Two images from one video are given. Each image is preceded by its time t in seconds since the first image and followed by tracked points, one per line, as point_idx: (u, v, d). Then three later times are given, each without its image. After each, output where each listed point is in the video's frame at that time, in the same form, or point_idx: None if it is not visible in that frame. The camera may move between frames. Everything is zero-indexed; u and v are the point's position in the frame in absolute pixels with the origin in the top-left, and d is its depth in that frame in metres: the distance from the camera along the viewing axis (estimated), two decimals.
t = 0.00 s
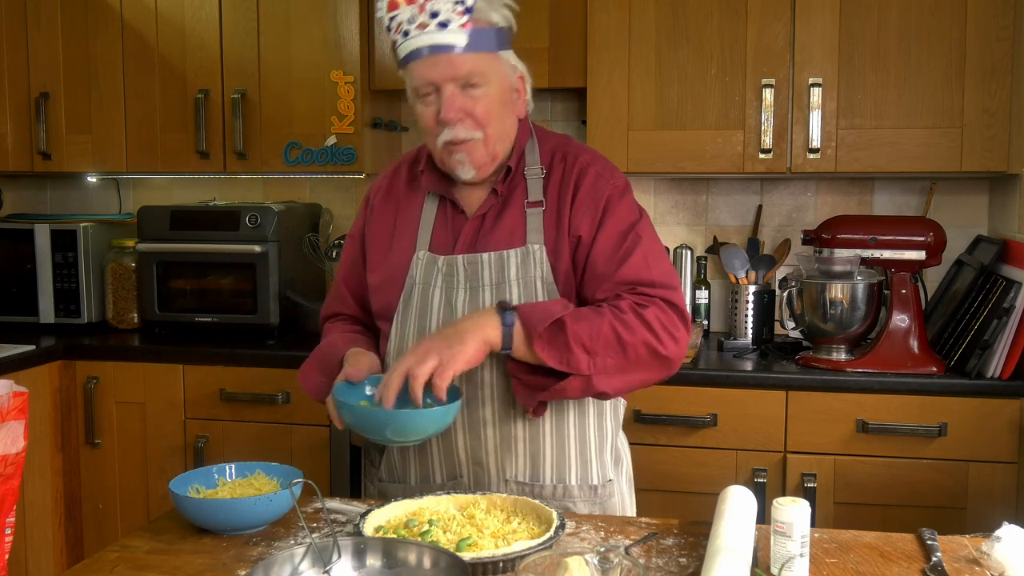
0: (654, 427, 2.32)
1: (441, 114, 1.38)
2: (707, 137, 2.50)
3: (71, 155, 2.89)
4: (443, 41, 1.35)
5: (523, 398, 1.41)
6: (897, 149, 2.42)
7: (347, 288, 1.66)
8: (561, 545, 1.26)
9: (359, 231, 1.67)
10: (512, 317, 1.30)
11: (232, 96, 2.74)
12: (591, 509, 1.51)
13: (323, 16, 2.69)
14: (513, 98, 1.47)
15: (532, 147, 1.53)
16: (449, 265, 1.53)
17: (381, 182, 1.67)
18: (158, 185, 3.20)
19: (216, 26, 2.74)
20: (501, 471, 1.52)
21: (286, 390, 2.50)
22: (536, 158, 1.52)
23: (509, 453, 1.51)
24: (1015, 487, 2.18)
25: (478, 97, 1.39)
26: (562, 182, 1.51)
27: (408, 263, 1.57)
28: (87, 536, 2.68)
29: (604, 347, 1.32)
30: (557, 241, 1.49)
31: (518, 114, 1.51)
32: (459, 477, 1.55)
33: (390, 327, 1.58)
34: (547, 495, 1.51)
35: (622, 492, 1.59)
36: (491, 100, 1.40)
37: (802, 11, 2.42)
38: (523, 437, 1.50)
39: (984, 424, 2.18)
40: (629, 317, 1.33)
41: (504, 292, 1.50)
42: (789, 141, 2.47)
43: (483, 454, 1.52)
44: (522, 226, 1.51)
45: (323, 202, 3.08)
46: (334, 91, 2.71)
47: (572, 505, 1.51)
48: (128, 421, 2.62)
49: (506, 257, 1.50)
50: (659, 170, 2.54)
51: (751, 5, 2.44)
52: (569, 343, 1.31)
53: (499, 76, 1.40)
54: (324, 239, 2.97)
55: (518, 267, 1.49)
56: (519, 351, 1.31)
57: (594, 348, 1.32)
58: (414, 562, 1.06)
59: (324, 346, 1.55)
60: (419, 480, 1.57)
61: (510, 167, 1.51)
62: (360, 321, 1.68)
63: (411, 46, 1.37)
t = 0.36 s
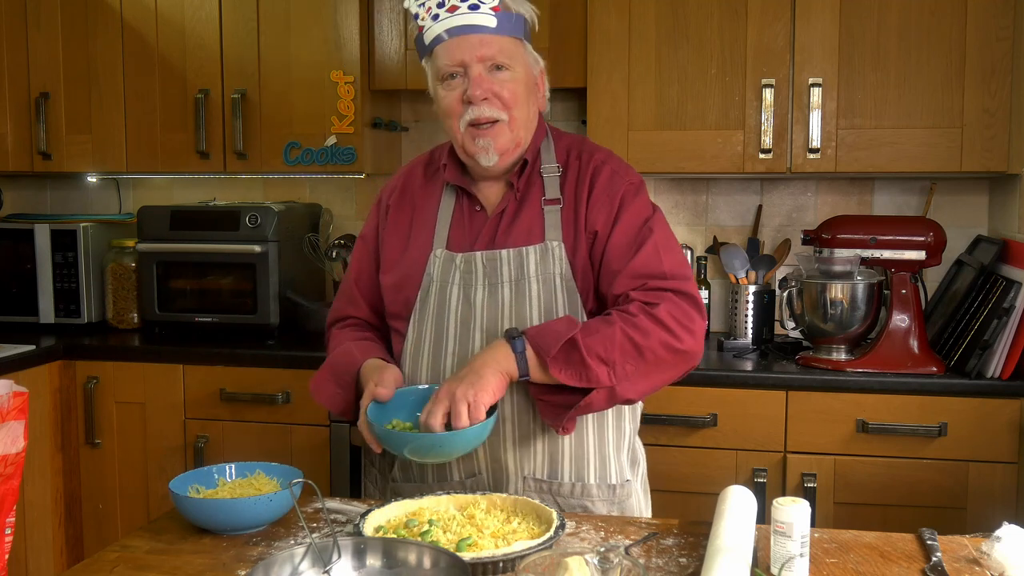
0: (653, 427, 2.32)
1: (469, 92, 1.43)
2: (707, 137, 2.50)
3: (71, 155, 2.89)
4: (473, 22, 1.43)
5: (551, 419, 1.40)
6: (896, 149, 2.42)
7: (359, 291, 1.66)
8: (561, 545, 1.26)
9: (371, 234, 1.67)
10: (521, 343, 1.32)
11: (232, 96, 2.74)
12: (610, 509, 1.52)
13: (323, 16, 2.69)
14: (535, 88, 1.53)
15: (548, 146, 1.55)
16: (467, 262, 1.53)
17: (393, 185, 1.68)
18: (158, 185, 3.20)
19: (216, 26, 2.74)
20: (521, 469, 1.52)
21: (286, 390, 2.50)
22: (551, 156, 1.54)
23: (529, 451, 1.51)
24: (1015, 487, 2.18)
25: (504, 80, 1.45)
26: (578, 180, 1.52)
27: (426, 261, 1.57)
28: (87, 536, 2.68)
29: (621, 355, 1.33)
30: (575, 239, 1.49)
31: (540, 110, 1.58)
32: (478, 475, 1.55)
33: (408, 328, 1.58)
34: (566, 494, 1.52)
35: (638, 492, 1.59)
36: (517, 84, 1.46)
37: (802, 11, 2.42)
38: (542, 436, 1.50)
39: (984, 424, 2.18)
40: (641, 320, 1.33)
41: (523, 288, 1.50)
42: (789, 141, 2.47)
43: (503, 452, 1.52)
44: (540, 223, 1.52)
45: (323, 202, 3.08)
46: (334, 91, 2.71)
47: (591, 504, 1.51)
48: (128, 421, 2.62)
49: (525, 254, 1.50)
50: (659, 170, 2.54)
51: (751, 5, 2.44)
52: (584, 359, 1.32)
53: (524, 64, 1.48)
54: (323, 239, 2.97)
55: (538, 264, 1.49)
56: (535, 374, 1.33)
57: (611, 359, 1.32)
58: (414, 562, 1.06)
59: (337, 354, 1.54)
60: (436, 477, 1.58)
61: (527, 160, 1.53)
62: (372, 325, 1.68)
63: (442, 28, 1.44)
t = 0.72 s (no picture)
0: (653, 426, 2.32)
1: (486, 96, 1.43)
2: (706, 137, 2.50)
3: (71, 155, 2.89)
4: (488, 26, 1.43)
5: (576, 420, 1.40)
6: (896, 149, 2.42)
7: (380, 292, 1.67)
8: (561, 545, 1.26)
9: (392, 235, 1.69)
10: (542, 346, 1.33)
11: (232, 96, 2.74)
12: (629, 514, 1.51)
13: (323, 16, 2.69)
14: (552, 89, 1.53)
15: (569, 148, 1.55)
16: (486, 264, 1.53)
17: (413, 186, 1.68)
18: (158, 185, 3.20)
19: (216, 26, 2.74)
20: (537, 471, 1.52)
21: (286, 390, 2.50)
22: (572, 157, 1.54)
23: (546, 453, 1.51)
24: (1015, 487, 2.18)
25: (520, 82, 1.45)
26: (599, 180, 1.51)
27: (445, 263, 1.57)
28: (87, 536, 2.68)
29: (646, 352, 1.33)
30: (595, 240, 1.49)
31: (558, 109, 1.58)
32: (495, 477, 1.55)
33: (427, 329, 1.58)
34: (584, 498, 1.51)
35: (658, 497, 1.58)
36: (534, 87, 1.46)
37: (802, 11, 2.42)
38: (559, 439, 1.51)
39: (984, 424, 2.18)
40: (665, 315, 1.33)
41: (543, 291, 1.50)
42: (789, 141, 2.47)
43: (519, 454, 1.52)
44: (560, 225, 1.51)
45: (323, 202, 3.08)
46: (334, 91, 2.71)
47: (608, 509, 1.51)
48: (128, 421, 2.62)
49: (544, 257, 1.50)
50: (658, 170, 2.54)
51: (751, 5, 2.44)
52: (607, 358, 1.32)
53: (541, 66, 1.48)
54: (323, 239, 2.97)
55: (557, 266, 1.49)
56: (556, 375, 1.35)
57: (635, 356, 1.32)
58: (414, 562, 1.06)
59: (354, 357, 1.55)
60: (453, 480, 1.58)
61: (546, 163, 1.52)
62: (393, 326, 1.68)
63: (457, 32, 1.46)
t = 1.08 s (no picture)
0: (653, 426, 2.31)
1: (507, 96, 1.43)
2: (706, 137, 2.50)
3: (71, 155, 2.89)
4: (512, 25, 1.42)
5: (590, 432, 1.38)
6: (896, 149, 2.42)
7: (398, 283, 1.68)
8: (561, 545, 1.26)
9: (413, 227, 1.69)
10: (549, 356, 1.32)
11: (232, 96, 2.74)
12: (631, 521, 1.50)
13: (323, 16, 2.69)
14: (575, 90, 1.52)
15: (590, 150, 1.55)
16: (499, 264, 1.54)
17: (437, 180, 1.69)
18: (158, 185, 3.20)
19: (216, 26, 2.74)
20: (539, 474, 1.52)
21: (286, 390, 2.50)
22: (593, 159, 1.54)
23: (549, 457, 1.51)
24: (1015, 487, 2.18)
25: (542, 82, 1.45)
26: (618, 184, 1.51)
27: (460, 261, 1.58)
28: (87, 536, 2.68)
29: (657, 360, 1.31)
30: (610, 242, 1.49)
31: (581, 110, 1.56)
32: (497, 478, 1.55)
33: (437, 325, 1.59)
34: (586, 504, 1.50)
35: (662, 505, 1.57)
36: (557, 87, 1.46)
37: (802, 11, 2.42)
38: (562, 443, 1.51)
39: (984, 424, 2.18)
40: (677, 321, 1.31)
41: (553, 294, 1.50)
42: (789, 141, 2.48)
43: (521, 457, 1.52)
44: (575, 228, 1.52)
45: (323, 202, 3.08)
46: (334, 91, 2.70)
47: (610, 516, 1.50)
48: (128, 422, 2.62)
49: (557, 259, 1.50)
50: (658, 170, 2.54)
51: (751, 5, 2.44)
52: (619, 367, 1.30)
53: (565, 66, 1.48)
54: (324, 239, 2.97)
55: (569, 269, 1.49)
56: (566, 387, 1.33)
57: (647, 365, 1.31)
58: (414, 562, 1.06)
59: (365, 348, 1.55)
60: (455, 479, 1.58)
61: (566, 165, 1.53)
62: (408, 320, 1.69)
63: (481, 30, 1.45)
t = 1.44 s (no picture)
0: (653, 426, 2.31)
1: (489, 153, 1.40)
2: (706, 137, 2.50)
3: (71, 155, 2.89)
4: (486, 84, 1.34)
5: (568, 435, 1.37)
6: (896, 149, 2.42)
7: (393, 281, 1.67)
8: (561, 545, 1.26)
9: (408, 225, 1.69)
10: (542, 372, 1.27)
11: (232, 96, 2.74)
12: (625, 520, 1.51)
13: (323, 16, 2.69)
14: (562, 113, 1.46)
15: (584, 151, 1.54)
16: (491, 266, 1.55)
17: (431, 178, 1.69)
18: (158, 185, 3.20)
19: (216, 26, 2.74)
20: (532, 475, 1.53)
21: (286, 390, 2.50)
22: (587, 161, 1.53)
23: (541, 458, 1.52)
24: (1015, 487, 2.18)
25: (525, 133, 1.39)
26: (611, 186, 1.51)
27: (453, 262, 1.59)
28: (87, 536, 2.68)
29: (647, 373, 1.30)
30: (600, 243, 1.49)
31: (570, 124, 1.50)
32: (489, 479, 1.56)
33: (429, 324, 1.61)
34: (579, 504, 1.50)
35: (657, 503, 1.57)
36: (541, 132, 1.41)
37: (802, 11, 2.42)
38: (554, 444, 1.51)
39: (984, 424, 2.18)
40: (669, 335, 1.30)
41: (545, 295, 1.52)
42: (789, 141, 2.48)
43: (513, 458, 1.53)
44: (568, 229, 1.52)
45: (323, 202, 3.08)
46: (334, 91, 2.71)
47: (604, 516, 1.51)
48: (128, 422, 2.62)
49: (548, 260, 1.51)
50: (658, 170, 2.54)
51: (751, 5, 2.44)
52: (612, 379, 1.28)
53: (546, 106, 1.40)
54: (323, 239, 2.97)
55: (561, 270, 1.51)
56: (557, 393, 1.29)
57: (638, 378, 1.29)
58: (414, 562, 1.06)
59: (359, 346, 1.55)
60: (447, 480, 1.58)
61: (564, 172, 1.51)
62: (404, 318, 1.68)
63: (453, 83, 1.36)
